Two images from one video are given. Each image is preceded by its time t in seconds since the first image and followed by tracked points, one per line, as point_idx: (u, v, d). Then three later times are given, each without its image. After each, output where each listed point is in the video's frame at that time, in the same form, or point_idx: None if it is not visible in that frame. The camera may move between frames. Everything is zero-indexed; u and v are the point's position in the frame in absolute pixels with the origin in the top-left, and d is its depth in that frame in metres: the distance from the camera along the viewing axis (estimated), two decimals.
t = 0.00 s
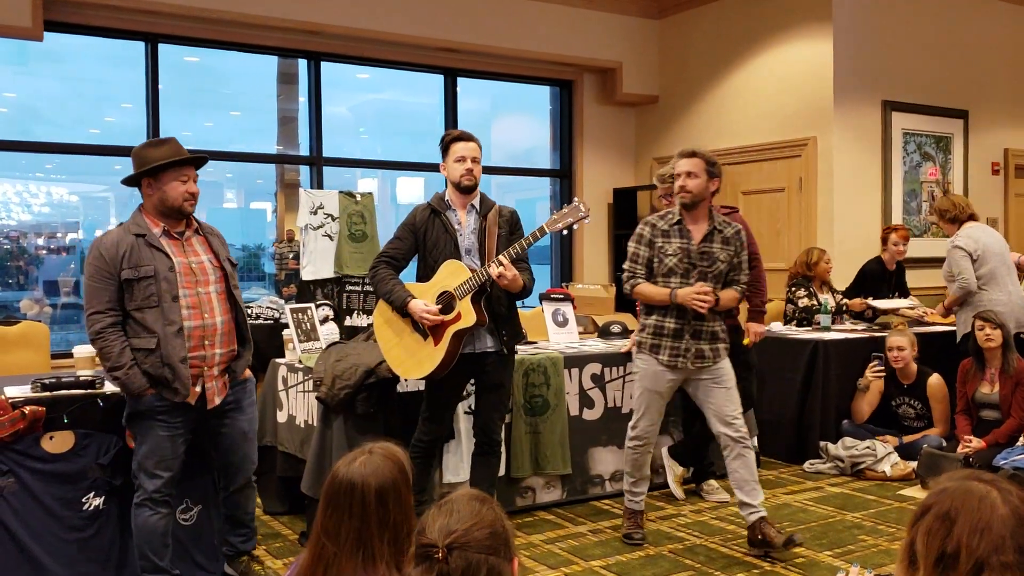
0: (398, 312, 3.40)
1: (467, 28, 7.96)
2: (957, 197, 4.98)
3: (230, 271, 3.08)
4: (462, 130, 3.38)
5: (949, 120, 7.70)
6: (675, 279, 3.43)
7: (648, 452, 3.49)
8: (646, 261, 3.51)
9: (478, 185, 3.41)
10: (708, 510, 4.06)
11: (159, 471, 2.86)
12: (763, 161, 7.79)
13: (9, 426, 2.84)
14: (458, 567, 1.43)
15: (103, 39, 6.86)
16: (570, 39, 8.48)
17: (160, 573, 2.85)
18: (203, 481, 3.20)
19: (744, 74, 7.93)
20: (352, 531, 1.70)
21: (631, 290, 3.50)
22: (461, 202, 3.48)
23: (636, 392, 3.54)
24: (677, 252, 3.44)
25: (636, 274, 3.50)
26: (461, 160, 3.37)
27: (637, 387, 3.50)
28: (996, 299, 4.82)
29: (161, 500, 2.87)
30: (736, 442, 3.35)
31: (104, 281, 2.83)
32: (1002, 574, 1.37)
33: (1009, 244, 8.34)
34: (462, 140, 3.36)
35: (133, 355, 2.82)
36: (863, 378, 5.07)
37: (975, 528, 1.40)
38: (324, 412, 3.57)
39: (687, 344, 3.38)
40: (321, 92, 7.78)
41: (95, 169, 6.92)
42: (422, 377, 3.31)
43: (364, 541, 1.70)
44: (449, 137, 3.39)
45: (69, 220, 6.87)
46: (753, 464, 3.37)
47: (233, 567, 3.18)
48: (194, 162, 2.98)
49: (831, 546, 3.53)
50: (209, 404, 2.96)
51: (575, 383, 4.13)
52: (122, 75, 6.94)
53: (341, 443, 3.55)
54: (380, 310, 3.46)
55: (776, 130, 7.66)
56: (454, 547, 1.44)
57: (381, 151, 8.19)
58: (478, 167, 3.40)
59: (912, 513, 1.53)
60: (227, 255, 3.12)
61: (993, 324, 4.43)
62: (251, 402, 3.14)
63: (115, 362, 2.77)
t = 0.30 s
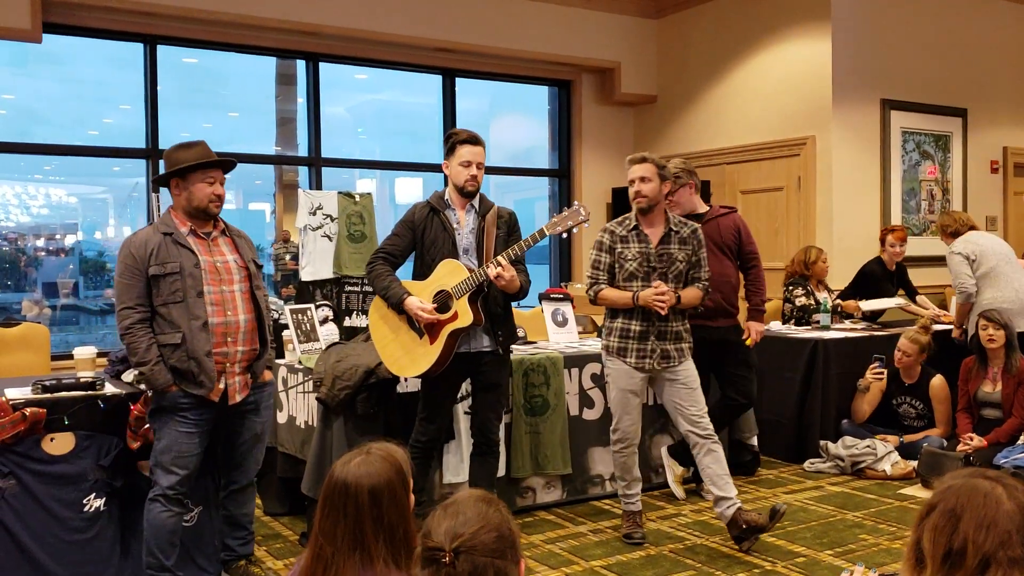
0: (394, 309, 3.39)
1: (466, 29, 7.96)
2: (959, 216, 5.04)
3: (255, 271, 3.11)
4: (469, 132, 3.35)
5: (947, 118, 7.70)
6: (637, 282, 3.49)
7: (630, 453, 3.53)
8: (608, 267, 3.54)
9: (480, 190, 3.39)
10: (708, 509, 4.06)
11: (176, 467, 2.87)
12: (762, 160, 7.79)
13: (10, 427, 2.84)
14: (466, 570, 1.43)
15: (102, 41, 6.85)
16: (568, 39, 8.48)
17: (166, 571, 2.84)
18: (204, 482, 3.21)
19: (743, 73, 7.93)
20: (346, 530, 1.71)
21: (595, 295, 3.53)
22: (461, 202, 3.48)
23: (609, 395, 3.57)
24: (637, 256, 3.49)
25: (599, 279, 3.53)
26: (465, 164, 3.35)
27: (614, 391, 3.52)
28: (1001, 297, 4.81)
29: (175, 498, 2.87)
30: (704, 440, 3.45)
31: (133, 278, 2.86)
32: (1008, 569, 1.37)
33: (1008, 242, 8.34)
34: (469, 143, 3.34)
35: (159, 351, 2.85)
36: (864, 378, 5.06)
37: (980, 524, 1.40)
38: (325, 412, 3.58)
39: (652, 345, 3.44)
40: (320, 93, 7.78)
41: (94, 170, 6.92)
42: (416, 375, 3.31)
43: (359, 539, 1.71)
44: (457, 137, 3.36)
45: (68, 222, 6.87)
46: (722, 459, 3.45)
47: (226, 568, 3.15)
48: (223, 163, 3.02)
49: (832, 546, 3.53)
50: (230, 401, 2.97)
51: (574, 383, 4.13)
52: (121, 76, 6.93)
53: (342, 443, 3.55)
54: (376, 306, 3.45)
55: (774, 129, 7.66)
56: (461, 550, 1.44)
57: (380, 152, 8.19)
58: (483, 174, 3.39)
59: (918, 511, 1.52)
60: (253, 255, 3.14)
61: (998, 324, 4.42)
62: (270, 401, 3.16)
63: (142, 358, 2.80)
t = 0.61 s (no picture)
0: (383, 305, 3.39)
1: (464, 29, 7.96)
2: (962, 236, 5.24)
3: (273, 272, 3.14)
4: (457, 130, 3.37)
5: (946, 118, 7.70)
6: (630, 277, 3.50)
7: (626, 448, 3.54)
8: (599, 264, 3.53)
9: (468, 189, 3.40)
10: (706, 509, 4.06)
11: (190, 460, 2.89)
12: (761, 160, 7.80)
13: (9, 427, 2.84)
14: (476, 573, 1.45)
15: (101, 41, 6.85)
16: (567, 39, 8.48)
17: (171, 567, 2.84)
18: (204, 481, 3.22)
19: (741, 73, 7.93)
20: (343, 526, 1.72)
21: (590, 293, 3.50)
22: (448, 201, 3.48)
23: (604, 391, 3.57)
24: (628, 252, 3.52)
25: (591, 276, 3.51)
26: (454, 163, 3.36)
27: (609, 385, 3.53)
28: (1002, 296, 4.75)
29: (185, 492, 2.87)
30: (683, 436, 3.48)
31: (152, 278, 2.91)
32: (1004, 568, 1.37)
33: (1008, 241, 8.34)
34: (459, 142, 3.36)
35: (178, 349, 2.90)
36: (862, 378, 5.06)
37: (975, 523, 1.41)
38: (323, 413, 3.57)
39: (645, 339, 3.47)
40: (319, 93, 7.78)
41: (94, 170, 6.92)
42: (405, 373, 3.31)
43: (356, 534, 1.71)
44: (445, 136, 3.38)
45: (68, 222, 6.87)
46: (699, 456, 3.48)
47: (226, 567, 3.13)
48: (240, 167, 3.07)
49: (831, 546, 3.53)
50: (248, 398, 3.02)
51: (572, 384, 4.13)
52: (120, 77, 6.94)
53: (340, 443, 3.56)
54: (363, 304, 3.43)
55: (773, 129, 7.66)
56: (472, 553, 1.46)
57: (379, 152, 8.20)
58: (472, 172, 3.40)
59: (914, 512, 1.52)
60: (272, 257, 3.18)
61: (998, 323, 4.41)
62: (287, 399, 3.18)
63: (161, 355, 2.86)
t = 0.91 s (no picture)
0: (369, 304, 3.39)
1: (463, 30, 7.97)
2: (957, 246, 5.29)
3: (278, 275, 3.12)
4: (440, 130, 3.40)
5: (945, 118, 7.70)
6: (628, 278, 3.52)
7: (625, 450, 3.53)
8: (597, 266, 3.53)
9: (448, 187, 3.42)
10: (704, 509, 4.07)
11: (191, 455, 2.93)
12: (760, 160, 7.80)
13: (7, 428, 2.85)
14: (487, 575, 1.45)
15: (100, 42, 6.86)
16: (566, 39, 8.48)
17: (176, 560, 2.90)
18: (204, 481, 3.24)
19: (740, 73, 7.93)
20: (344, 524, 1.72)
21: (588, 295, 3.49)
22: (433, 200, 3.48)
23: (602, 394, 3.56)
24: (625, 253, 3.53)
25: (589, 279, 3.51)
26: (436, 160, 3.38)
27: (608, 388, 3.51)
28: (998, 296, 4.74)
29: (190, 487, 2.92)
30: (679, 435, 3.47)
31: (159, 274, 2.98)
32: (988, 567, 1.37)
33: (1007, 241, 8.34)
34: (439, 140, 3.38)
35: (178, 345, 2.94)
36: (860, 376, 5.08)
37: (959, 524, 1.41)
38: (320, 413, 3.58)
39: (644, 339, 3.48)
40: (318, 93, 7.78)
41: (93, 171, 6.93)
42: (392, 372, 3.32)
43: (357, 533, 1.71)
44: (428, 135, 3.40)
45: (68, 222, 6.88)
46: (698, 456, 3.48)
47: (225, 567, 3.14)
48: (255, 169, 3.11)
49: (828, 546, 3.53)
50: (240, 398, 3.01)
51: (570, 384, 4.14)
52: (119, 78, 6.94)
53: (338, 444, 3.56)
54: (346, 304, 3.44)
55: (772, 129, 7.66)
56: (484, 555, 1.46)
57: (378, 152, 8.21)
58: (451, 169, 3.42)
59: (902, 512, 1.53)
60: (281, 259, 3.18)
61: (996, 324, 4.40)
62: (287, 402, 3.16)
63: (160, 348, 2.91)
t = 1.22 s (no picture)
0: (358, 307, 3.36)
1: (463, 30, 7.97)
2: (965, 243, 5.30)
3: (280, 275, 3.12)
4: (424, 129, 3.39)
5: (946, 117, 7.70)
6: (630, 278, 3.52)
7: (627, 451, 3.52)
8: (599, 266, 3.52)
9: (434, 185, 3.43)
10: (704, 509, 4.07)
11: (188, 453, 2.95)
12: (760, 160, 7.80)
13: (7, 428, 2.85)
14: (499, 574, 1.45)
15: (100, 42, 6.86)
16: (566, 39, 8.49)
17: (175, 558, 2.92)
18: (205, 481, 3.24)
19: (740, 73, 7.94)
20: (346, 523, 1.72)
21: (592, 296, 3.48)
22: (419, 201, 3.50)
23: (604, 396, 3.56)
24: (627, 253, 3.54)
25: (592, 279, 3.50)
26: (419, 159, 3.39)
27: (609, 390, 3.51)
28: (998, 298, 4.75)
29: (187, 484, 2.94)
30: (681, 436, 3.47)
31: (164, 269, 3.01)
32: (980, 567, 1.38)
33: (1008, 241, 8.34)
34: (423, 139, 3.38)
35: (178, 341, 2.97)
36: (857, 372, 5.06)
37: (949, 523, 1.41)
38: (321, 413, 3.59)
39: (647, 338, 3.50)
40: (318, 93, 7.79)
41: (93, 171, 6.93)
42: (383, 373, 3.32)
43: (357, 533, 1.72)
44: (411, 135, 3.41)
45: (69, 223, 6.88)
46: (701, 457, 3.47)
47: (224, 567, 3.14)
48: (262, 170, 3.13)
49: (827, 545, 3.53)
50: (235, 396, 3.00)
51: (570, 384, 4.14)
52: (119, 78, 6.95)
53: (338, 443, 3.57)
54: (333, 304, 3.39)
55: (772, 129, 7.66)
56: (496, 554, 1.46)
57: (378, 153, 8.22)
58: (437, 168, 3.42)
59: (894, 511, 1.53)
60: (286, 260, 3.17)
61: (996, 324, 4.40)
62: (286, 402, 3.15)
63: (161, 343, 2.95)
